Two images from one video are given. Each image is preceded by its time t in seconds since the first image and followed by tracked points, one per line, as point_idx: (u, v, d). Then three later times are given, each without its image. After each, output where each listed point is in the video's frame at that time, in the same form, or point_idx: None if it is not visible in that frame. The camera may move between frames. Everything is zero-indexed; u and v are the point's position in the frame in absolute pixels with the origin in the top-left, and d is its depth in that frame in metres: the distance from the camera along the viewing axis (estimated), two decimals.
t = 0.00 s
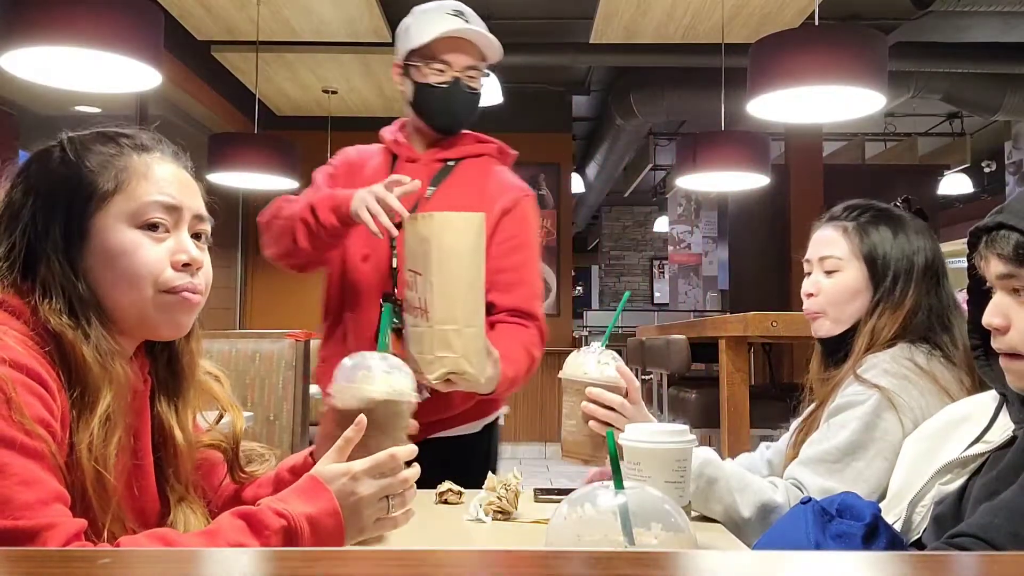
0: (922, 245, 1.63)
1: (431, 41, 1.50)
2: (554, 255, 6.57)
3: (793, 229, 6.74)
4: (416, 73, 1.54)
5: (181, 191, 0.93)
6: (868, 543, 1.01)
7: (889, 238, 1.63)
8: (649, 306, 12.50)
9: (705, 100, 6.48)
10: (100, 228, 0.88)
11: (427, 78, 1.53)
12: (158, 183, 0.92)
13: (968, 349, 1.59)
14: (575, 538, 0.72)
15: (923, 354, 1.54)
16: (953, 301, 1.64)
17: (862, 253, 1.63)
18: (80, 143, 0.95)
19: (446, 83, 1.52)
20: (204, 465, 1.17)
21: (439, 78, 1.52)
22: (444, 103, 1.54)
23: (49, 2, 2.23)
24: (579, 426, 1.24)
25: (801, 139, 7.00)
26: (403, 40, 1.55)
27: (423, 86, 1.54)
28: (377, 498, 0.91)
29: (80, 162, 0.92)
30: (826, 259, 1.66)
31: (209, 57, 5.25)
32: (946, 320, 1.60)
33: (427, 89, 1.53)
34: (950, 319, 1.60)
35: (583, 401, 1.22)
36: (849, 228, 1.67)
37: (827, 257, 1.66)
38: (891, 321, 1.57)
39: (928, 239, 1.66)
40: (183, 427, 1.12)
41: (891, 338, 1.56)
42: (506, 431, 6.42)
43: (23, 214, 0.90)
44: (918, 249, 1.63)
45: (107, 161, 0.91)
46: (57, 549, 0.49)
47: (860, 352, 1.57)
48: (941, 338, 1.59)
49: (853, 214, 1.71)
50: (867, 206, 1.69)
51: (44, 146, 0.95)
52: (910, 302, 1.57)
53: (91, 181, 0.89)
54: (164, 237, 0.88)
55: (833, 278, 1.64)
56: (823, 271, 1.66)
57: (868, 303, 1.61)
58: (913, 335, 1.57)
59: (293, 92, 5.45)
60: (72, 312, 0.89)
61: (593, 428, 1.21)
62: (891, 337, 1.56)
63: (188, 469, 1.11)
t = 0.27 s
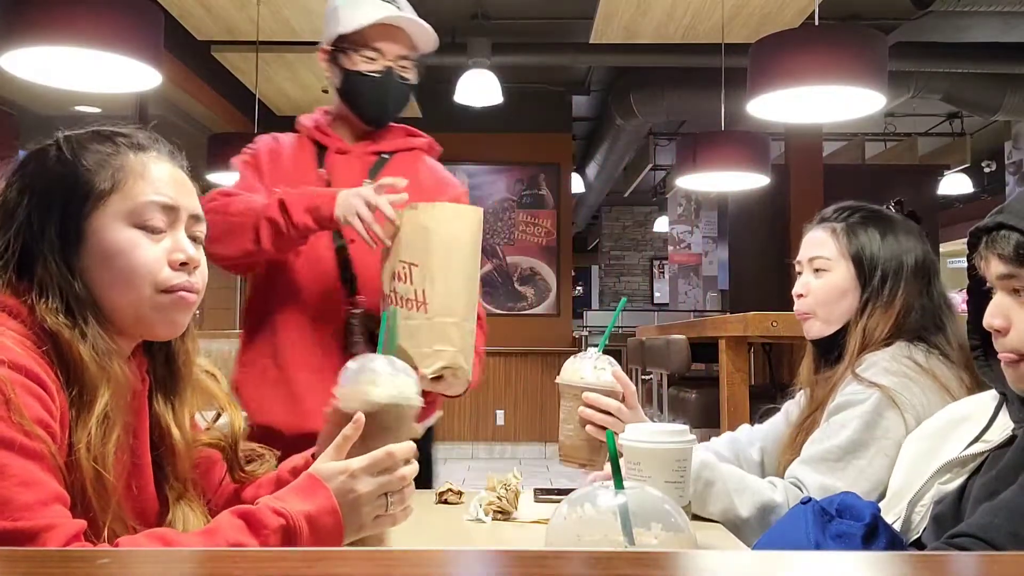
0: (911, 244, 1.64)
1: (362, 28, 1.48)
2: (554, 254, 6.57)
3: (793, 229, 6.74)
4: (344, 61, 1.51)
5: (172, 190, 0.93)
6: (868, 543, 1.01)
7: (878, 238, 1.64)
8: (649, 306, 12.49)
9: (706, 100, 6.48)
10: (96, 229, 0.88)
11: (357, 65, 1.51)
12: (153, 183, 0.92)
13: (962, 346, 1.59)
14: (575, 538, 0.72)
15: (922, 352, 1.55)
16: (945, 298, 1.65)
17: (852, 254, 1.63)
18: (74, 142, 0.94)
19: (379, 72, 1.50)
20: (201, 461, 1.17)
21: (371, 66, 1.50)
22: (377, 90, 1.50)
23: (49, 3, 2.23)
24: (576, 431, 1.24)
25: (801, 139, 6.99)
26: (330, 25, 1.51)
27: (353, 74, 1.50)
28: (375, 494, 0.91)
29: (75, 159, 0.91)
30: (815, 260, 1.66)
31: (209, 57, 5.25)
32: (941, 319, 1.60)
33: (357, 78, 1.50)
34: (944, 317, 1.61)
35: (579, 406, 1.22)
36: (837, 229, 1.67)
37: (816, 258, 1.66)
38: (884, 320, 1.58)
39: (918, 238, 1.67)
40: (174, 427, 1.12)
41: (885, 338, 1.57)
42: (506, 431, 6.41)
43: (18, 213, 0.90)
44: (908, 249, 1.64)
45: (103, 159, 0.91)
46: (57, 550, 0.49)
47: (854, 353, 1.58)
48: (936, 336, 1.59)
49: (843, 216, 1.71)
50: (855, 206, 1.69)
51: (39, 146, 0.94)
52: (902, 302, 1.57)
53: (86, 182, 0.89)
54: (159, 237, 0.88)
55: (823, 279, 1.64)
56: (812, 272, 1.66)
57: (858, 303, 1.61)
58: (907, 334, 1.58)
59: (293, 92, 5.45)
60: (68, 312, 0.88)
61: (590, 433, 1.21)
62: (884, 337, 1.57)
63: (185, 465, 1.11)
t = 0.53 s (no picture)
0: (906, 244, 1.64)
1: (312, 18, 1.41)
2: (554, 254, 6.57)
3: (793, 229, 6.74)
4: (295, 50, 1.46)
5: (180, 194, 0.95)
6: (868, 543, 1.01)
7: (874, 238, 1.64)
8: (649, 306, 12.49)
9: (706, 100, 6.48)
10: (119, 233, 0.88)
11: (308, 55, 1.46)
12: (169, 189, 0.94)
13: (959, 345, 1.59)
14: (575, 538, 0.72)
15: (920, 352, 1.55)
16: (941, 298, 1.65)
17: (848, 254, 1.63)
18: (84, 137, 0.93)
19: (331, 62, 1.45)
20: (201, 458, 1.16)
21: (322, 56, 1.45)
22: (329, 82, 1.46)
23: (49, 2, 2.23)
24: (577, 437, 1.24)
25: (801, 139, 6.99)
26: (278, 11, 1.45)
27: (304, 66, 1.46)
28: (375, 496, 0.91)
29: (97, 158, 0.90)
30: (811, 260, 1.66)
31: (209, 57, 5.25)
32: (938, 320, 1.60)
33: (309, 69, 1.46)
34: (941, 318, 1.61)
35: (581, 412, 1.21)
36: (834, 229, 1.67)
37: (812, 258, 1.66)
38: (881, 320, 1.58)
39: (914, 238, 1.67)
40: (178, 421, 1.12)
41: (882, 338, 1.57)
42: (506, 431, 6.40)
43: (26, 207, 0.87)
44: (904, 248, 1.64)
45: (122, 161, 0.91)
46: (56, 550, 0.49)
47: (851, 353, 1.58)
48: (932, 336, 1.59)
49: (839, 215, 1.71)
50: (851, 206, 1.70)
51: (44, 140, 0.91)
52: (899, 302, 1.57)
53: (109, 184, 0.89)
54: (180, 242, 0.91)
55: (818, 279, 1.64)
56: (809, 272, 1.66)
57: (855, 303, 1.62)
58: (904, 334, 1.58)
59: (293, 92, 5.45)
60: (86, 317, 0.88)
61: (592, 439, 1.21)
62: (881, 337, 1.57)
63: (186, 461, 1.11)
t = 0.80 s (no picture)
0: (916, 244, 1.64)
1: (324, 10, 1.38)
2: (554, 254, 6.57)
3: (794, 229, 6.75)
4: (307, 42, 1.43)
5: (182, 194, 0.95)
6: (867, 543, 1.01)
7: (883, 238, 1.64)
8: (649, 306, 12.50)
9: (706, 100, 6.48)
10: (126, 236, 0.87)
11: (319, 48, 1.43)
12: (174, 190, 0.94)
13: (966, 346, 1.60)
14: (574, 538, 0.73)
15: (924, 351, 1.55)
16: (948, 298, 1.65)
17: (858, 254, 1.63)
18: (87, 137, 0.92)
19: (343, 56, 1.43)
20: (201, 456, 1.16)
21: (334, 50, 1.42)
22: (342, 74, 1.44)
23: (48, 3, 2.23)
24: (580, 445, 1.22)
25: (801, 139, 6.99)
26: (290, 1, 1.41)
27: (316, 58, 1.43)
28: (376, 497, 0.91)
29: (106, 158, 0.91)
30: (821, 260, 1.66)
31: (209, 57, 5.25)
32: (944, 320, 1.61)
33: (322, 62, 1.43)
34: (947, 319, 1.61)
35: (583, 421, 1.21)
36: (844, 229, 1.67)
37: (822, 258, 1.66)
38: (889, 321, 1.58)
39: (923, 238, 1.67)
40: (181, 414, 1.11)
41: (888, 339, 1.57)
42: (506, 431, 6.40)
43: (32, 208, 0.86)
44: (913, 248, 1.64)
45: (128, 161, 0.92)
46: (55, 550, 0.49)
47: (858, 353, 1.58)
48: (939, 338, 1.60)
49: (848, 215, 1.71)
50: (859, 206, 1.70)
51: (47, 139, 0.91)
52: (907, 303, 1.58)
53: (114, 184, 0.88)
54: (185, 243, 0.91)
55: (828, 280, 1.65)
56: (818, 272, 1.66)
57: (863, 304, 1.62)
58: (911, 334, 1.58)
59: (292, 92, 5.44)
60: (94, 319, 0.88)
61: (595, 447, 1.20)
62: (888, 338, 1.57)
63: (186, 456, 1.11)
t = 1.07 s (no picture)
0: (924, 245, 1.64)
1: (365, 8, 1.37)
2: (554, 254, 6.57)
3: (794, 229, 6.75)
4: (347, 41, 1.41)
5: (182, 194, 0.96)
6: (867, 543, 1.01)
7: (892, 238, 1.63)
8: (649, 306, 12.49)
9: (706, 100, 6.47)
10: (132, 236, 0.89)
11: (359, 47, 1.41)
12: (176, 191, 0.95)
13: (970, 348, 1.60)
14: (574, 539, 0.72)
15: (926, 352, 1.55)
16: (955, 301, 1.65)
17: (868, 254, 1.63)
18: (89, 134, 0.92)
19: (383, 55, 1.41)
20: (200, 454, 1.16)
21: (374, 49, 1.41)
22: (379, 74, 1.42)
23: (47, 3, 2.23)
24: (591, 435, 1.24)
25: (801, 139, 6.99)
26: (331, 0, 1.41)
27: (354, 58, 1.42)
28: (376, 498, 0.91)
29: (110, 156, 0.91)
30: (830, 259, 1.66)
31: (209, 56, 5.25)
32: (950, 323, 1.61)
33: (362, 61, 1.41)
34: (954, 321, 1.61)
35: (595, 412, 1.23)
36: (854, 229, 1.67)
37: (831, 257, 1.66)
38: (894, 321, 1.58)
39: (931, 239, 1.67)
40: (181, 410, 1.11)
41: (892, 339, 1.57)
42: (506, 431, 6.40)
43: (35, 206, 0.86)
44: (921, 249, 1.64)
45: (132, 160, 0.92)
46: (56, 551, 0.49)
47: (862, 353, 1.58)
48: (943, 339, 1.60)
49: (857, 215, 1.71)
50: (869, 206, 1.70)
51: (49, 137, 0.90)
52: (914, 304, 1.58)
53: (119, 183, 0.89)
54: (186, 243, 0.93)
55: (836, 280, 1.65)
56: (828, 272, 1.66)
57: (871, 305, 1.62)
58: (915, 334, 1.58)
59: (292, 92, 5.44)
60: (98, 318, 0.88)
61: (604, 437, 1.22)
62: (894, 338, 1.57)
63: (186, 453, 1.11)
